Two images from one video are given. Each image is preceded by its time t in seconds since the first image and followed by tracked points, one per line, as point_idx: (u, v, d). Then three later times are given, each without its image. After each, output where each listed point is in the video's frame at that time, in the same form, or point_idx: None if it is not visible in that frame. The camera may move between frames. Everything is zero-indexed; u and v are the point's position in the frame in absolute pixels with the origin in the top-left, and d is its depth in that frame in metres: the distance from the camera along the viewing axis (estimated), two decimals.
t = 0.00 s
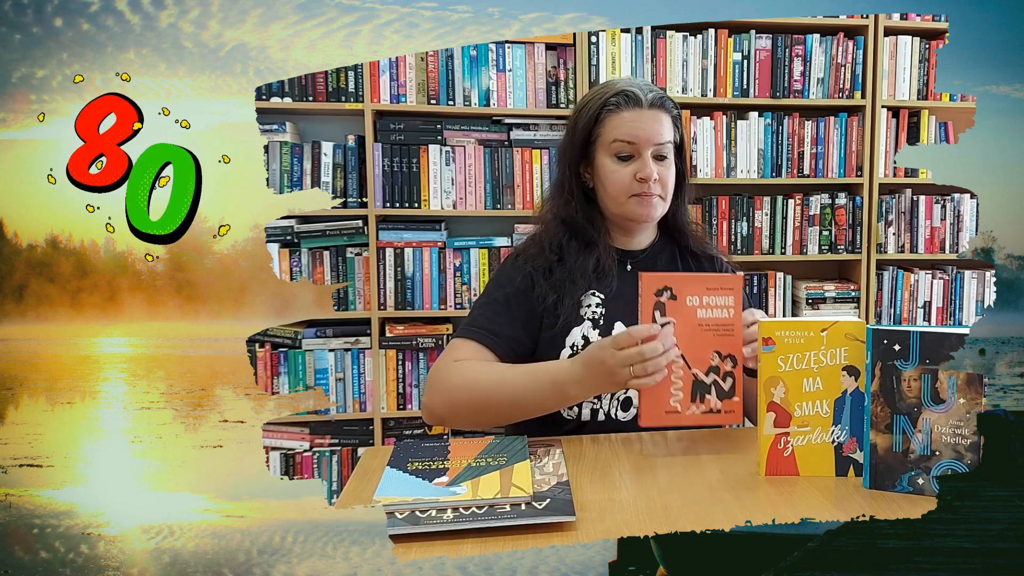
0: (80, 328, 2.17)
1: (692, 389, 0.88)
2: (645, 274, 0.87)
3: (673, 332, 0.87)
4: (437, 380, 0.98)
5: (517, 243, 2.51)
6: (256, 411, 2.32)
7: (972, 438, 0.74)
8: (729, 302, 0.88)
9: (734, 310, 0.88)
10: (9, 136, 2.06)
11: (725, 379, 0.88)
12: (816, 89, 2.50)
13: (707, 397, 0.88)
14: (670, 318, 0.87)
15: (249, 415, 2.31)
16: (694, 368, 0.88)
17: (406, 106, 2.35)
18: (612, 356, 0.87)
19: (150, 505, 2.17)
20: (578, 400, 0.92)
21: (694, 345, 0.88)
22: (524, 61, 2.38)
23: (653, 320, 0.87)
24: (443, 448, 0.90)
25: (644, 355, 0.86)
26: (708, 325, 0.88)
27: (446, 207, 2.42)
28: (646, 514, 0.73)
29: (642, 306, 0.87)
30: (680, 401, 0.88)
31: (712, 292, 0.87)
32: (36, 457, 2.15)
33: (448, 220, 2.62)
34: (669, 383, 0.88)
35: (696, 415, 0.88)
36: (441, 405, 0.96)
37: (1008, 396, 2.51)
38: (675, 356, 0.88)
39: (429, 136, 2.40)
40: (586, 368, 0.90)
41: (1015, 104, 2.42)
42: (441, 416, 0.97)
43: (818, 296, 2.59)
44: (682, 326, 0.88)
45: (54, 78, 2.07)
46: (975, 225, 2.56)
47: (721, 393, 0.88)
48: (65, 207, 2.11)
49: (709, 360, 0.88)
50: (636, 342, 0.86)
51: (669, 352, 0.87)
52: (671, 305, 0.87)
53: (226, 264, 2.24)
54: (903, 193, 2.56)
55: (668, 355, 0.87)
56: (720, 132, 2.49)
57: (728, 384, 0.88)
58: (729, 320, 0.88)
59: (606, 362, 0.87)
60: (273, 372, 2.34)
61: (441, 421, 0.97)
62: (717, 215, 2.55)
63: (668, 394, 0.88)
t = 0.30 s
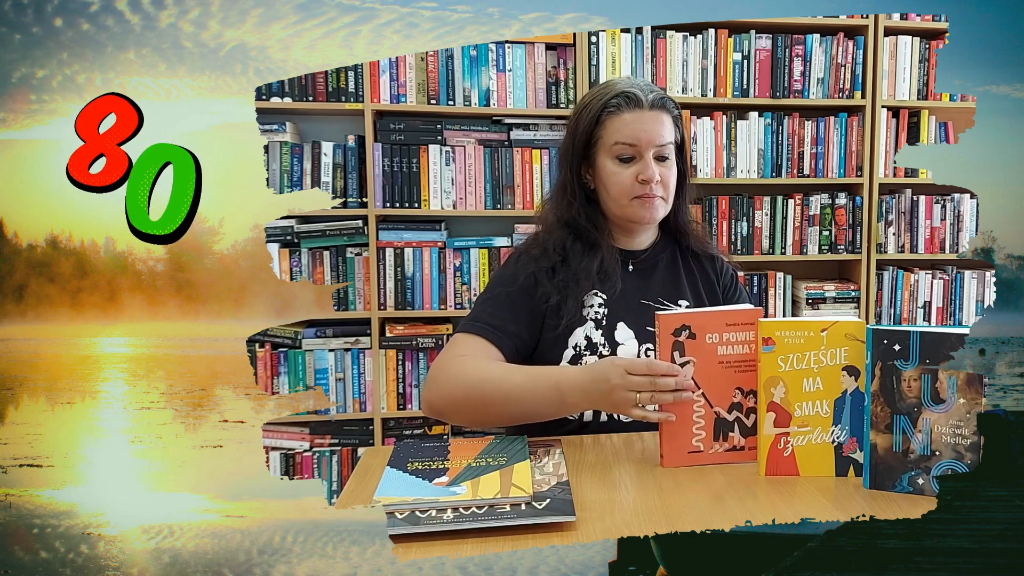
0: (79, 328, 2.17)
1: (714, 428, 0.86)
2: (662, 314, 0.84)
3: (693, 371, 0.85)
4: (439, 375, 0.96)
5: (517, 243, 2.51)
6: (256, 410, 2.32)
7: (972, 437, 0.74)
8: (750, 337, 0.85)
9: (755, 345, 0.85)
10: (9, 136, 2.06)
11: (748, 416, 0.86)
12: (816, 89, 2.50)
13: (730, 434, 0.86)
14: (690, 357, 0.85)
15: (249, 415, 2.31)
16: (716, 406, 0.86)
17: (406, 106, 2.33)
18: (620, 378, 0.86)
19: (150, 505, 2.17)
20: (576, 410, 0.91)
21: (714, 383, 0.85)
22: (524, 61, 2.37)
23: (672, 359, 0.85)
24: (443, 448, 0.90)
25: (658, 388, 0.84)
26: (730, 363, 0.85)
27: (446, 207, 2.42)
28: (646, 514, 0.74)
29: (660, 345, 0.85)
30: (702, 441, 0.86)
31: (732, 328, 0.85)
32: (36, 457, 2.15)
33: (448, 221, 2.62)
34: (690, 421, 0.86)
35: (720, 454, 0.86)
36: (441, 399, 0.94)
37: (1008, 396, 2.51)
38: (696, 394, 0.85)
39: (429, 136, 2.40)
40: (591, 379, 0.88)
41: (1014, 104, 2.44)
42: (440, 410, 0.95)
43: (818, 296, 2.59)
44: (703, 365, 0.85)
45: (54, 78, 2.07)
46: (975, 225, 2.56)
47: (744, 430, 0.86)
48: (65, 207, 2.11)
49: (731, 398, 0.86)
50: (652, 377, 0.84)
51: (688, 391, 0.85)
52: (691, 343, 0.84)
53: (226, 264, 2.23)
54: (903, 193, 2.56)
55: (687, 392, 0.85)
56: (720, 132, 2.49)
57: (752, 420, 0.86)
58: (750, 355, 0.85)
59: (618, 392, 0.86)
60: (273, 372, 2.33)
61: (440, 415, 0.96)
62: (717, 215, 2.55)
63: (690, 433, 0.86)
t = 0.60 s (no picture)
0: (79, 328, 2.17)
1: (716, 431, 0.85)
2: (668, 314, 0.85)
3: (696, 373, 0.85)
4: (443, 376, 0.96)
5: (517, 243, 2.51)
6: (256, 410, 2.32)
7: (972, 438, 0.74)
8: (754, 341, 0.85)
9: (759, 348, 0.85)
10: (9, 136, 2.06)
11: (751, 421, 0.86)
12: (816, 89, 2.50)
13: (732, 438, 0.86)
14: (694, 359, 0.85)
15: (249, 415, 2.31)
16: (719, 409, 0.86)
17: (406, 106, 2.33)
18: (622, 378, 0.86)
19: (150, 505, 2.17)
20: (579, 412, 0.91)
21: (717, 387, 0.85)
22: (524, 61, 2.38)
23: (675, 362, 0.85)
24: (442, 448, 0.90)
25: (660, 388, 0.85)
26: (733, 366, 0.85)
27: (446, 207, 2.42)
28: (646, 514, 0.74)
29: (664, 347, 0.85)
30: (703, 443, 0.86)
31: (737, 331, 0.84)
32: (36, 457, 2.15)
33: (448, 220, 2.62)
34: (692, 424, 0.85)
35: (721, 458, 0.86)
36: (444, 402, 0.94)
37: (1008, 396, 2.51)
38: (698, 397, 0.85)
39: (429, 136, 2.40)
40: (593, 382, 0.88)
41: (1015, 104, 2.44)
42: (443, 413, 0.95)
43: (818, 296, 2.59)
44: (706, 367, 0.85)
45: (54, 78, 2.07)
46: (975, 225, 2.56)
47: (747, 435, 0.86)
48: (66, 207, 2.11)
49: (734, 402, 0.86)
50: (654, 377, 0.85)
51: (691, 394, 0.85)
52: (695, 345, 0.84)
53: (226, 264, 2.23)
54: (903, 193, 2.56)
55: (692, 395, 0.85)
56: (720, 132, 2.50)
57: (755, 425, 0.86)
58: (754, 359, 0.85)
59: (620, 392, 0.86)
60: (273, 372, 2.34)
61: (442, 416, 0.96)
62: (717, 215, 2.55)
63: (691, 436, 0.85)
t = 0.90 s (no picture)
0: (79, 328, 2.17)
1: (716, 431, 0.85)
2: (668, 314, 0.85)
3: (697, 373, 0.85)
4: (444, 377, 0.96)
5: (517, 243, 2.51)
6: (256, 411, 2.34)
7: (972, 438, 0.74)
8: (754, 341, 0.85)
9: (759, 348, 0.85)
10: (9, 136, 2.05)
11: (751, 421, 0.86)
12: (816, 89, 2.50)
13: (733, 438, 0.86)
14: (694, 359, 0.85)
15: (249, 416, 2.32)
16: (719, 409, 0.86)
17: (405, 105, 2.36)
18: (623, 377, 0.86)
19: (150, 504, 2.17)
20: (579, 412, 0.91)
21: (718, 387, 0.85)
22: (524, 61, 2.39)
23: (675, 362, 0.85)
24: (442, 448, 0.90)
25: (659, 390, 0.85)
26: (733, 366, 0.85)
27: (446, 207, 2.42)
28: (645, 514, 0.74)
29: (664, 347, 0.85)
30: (704, 444, 0.86)
31: (738, 332, 0.84)
32: (36, 457, 2.15)
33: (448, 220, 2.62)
34: (693, 424, 0.85)
35: (721, 458, 0.86)
36: (446, 403, 0.94)
37: (1008, 396, 2.51)
38: (699, 397, 0.85)
39: (429, 136, 2.41)
40: (594, 379, 0.88)
41: (1014, 104, 2.41)
42: (445, 414, 0.95)
43: (818, 296, 2.59)
44: (706, 367, 0.85)
45: (54, 78, 2.05)
46: (975, 225, 2.56)
47: (747, 435, 0.86)
48: (65, 206, 2.11)
49: (734, 402, 0.86)
50: (654, 378, 0.85)
51: (690, 397, 0.85)
52: (695, 345, 0.84)
53: (227, 264, 2.23)
54: (903, 193, 2.56)
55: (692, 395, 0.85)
56: (720, 132, 2.50)
57: (755, 425, 0.86)
58: (754, 359, 0.85)
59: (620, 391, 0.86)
60: (273, 371, 2.40)
61: (444, 418, 0.96)
62: (717, 214, 2.55)
63: (691, 436, 0.85)
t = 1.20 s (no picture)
0: (79, 328, 2.17)
1: (716, 431, 0.85)
2: (668, 314, 0.84)
3: (696, 373, 0.85)
4: (443, 378, 0.96)
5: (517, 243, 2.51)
6: (256, 410, 2.33)
7: (972, 438, 0.74)
8: (754, 341, 0.85)
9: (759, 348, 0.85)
10: (9, 136, 2.06)
11: (751, 420, 0.86)
12: (816, 89, 2.50)
13: (733, 438, 0.86)
14: (694, 359, 0.85)
15: (249, 415, 2.32)
16: (719, 409, 0.86)
17: (406, 106, 2.35)
18: (621, 379, 0.86)
19: (150, 504, 2.17)
20: (577, 412, 0.90)
21: (718, 387, 0.85)
22: (524, 61, 2.38)
23: (675, 362, 0.85)
24: (442, 448, 0.90)
25: (657, 394, 0.85)
26: (733, 366, 0.85)
27: (446, 207, 2.43)
28: (645, 514, 0.74)
29: (664, 347, 0.85)
30: (704, 444, 0.86)
31: (737, 332, 0.84)
32: (36, 457, 2.15)
33: (448, 220, 2.62)
34: (692, 424, 0.85)
35: (721, 458, 0.86)
36: (445, 405, 0.94)
37: (1008, 396, 2.51)
38: (698, 397, 0.85)
39: (429, 136, 2.40)
40: (592, 379, 0.88)
41: (1014, 104, 2.42)
42: (443, 416, 0.95)
43: (818, 296, 2.59)
44: (707, 367, 0.85)
45: (54, 78, 2.06)
46: (975, 225, 2.56)
47: (747, 435, 0.86)
48: (66, 207, 2.11)
49: (734, 402, 0.86)
50: (653, 382, 0.85)
51: (686, 404, 0.85)
52: (695, 345, 0.84)
53: (226, 264, 2.23)
54: (903, 193, 2.56)
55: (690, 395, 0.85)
56: (720, 132, 2.49)
57: (755, 425, 0.86)
58: (753, 358, 0.85)
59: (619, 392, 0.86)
60: (273, 371, 2.36)
61: (443, 419, 0.96)
62: (717, 214, 2.55)
63: (691, 436, 0.85)
